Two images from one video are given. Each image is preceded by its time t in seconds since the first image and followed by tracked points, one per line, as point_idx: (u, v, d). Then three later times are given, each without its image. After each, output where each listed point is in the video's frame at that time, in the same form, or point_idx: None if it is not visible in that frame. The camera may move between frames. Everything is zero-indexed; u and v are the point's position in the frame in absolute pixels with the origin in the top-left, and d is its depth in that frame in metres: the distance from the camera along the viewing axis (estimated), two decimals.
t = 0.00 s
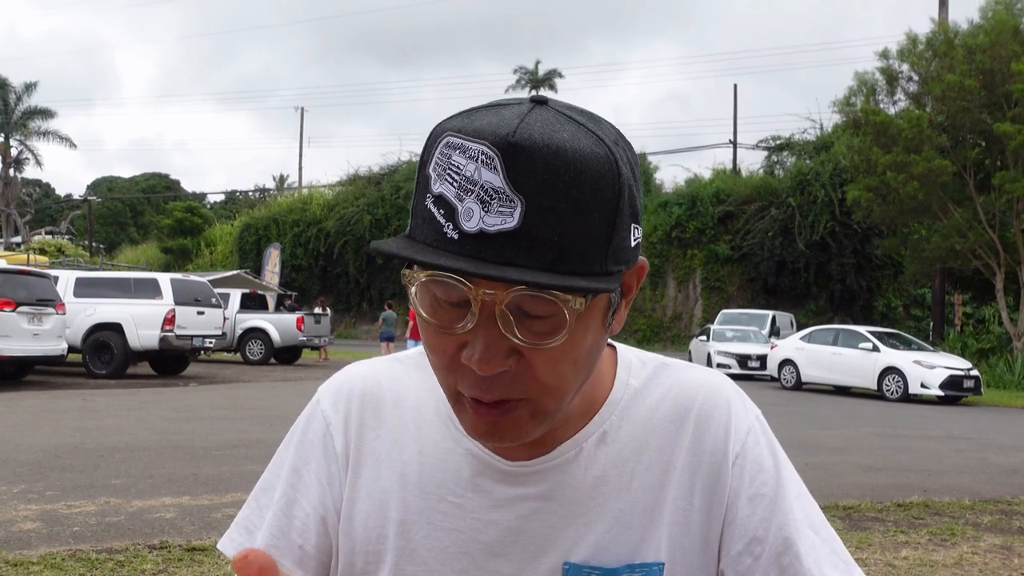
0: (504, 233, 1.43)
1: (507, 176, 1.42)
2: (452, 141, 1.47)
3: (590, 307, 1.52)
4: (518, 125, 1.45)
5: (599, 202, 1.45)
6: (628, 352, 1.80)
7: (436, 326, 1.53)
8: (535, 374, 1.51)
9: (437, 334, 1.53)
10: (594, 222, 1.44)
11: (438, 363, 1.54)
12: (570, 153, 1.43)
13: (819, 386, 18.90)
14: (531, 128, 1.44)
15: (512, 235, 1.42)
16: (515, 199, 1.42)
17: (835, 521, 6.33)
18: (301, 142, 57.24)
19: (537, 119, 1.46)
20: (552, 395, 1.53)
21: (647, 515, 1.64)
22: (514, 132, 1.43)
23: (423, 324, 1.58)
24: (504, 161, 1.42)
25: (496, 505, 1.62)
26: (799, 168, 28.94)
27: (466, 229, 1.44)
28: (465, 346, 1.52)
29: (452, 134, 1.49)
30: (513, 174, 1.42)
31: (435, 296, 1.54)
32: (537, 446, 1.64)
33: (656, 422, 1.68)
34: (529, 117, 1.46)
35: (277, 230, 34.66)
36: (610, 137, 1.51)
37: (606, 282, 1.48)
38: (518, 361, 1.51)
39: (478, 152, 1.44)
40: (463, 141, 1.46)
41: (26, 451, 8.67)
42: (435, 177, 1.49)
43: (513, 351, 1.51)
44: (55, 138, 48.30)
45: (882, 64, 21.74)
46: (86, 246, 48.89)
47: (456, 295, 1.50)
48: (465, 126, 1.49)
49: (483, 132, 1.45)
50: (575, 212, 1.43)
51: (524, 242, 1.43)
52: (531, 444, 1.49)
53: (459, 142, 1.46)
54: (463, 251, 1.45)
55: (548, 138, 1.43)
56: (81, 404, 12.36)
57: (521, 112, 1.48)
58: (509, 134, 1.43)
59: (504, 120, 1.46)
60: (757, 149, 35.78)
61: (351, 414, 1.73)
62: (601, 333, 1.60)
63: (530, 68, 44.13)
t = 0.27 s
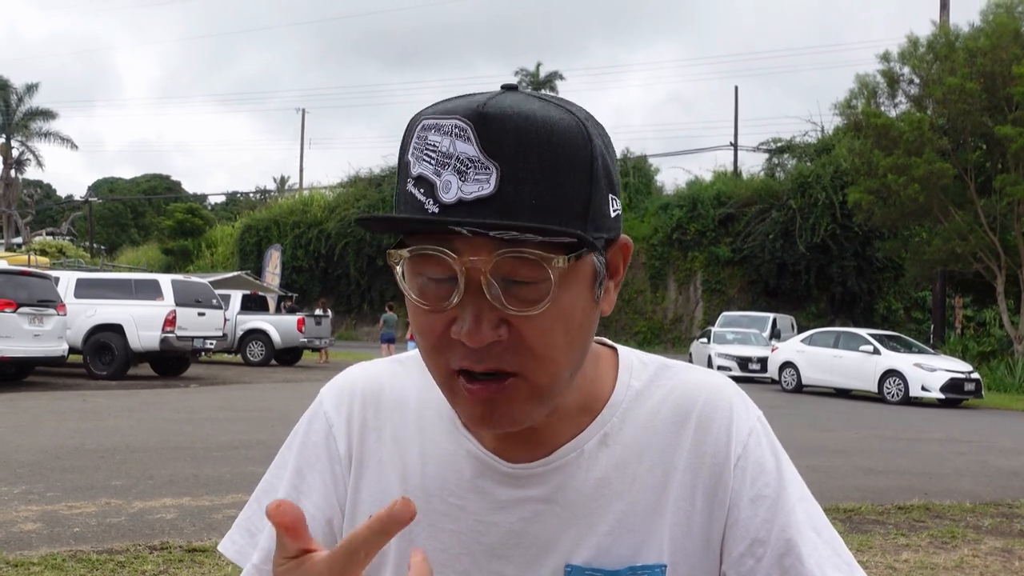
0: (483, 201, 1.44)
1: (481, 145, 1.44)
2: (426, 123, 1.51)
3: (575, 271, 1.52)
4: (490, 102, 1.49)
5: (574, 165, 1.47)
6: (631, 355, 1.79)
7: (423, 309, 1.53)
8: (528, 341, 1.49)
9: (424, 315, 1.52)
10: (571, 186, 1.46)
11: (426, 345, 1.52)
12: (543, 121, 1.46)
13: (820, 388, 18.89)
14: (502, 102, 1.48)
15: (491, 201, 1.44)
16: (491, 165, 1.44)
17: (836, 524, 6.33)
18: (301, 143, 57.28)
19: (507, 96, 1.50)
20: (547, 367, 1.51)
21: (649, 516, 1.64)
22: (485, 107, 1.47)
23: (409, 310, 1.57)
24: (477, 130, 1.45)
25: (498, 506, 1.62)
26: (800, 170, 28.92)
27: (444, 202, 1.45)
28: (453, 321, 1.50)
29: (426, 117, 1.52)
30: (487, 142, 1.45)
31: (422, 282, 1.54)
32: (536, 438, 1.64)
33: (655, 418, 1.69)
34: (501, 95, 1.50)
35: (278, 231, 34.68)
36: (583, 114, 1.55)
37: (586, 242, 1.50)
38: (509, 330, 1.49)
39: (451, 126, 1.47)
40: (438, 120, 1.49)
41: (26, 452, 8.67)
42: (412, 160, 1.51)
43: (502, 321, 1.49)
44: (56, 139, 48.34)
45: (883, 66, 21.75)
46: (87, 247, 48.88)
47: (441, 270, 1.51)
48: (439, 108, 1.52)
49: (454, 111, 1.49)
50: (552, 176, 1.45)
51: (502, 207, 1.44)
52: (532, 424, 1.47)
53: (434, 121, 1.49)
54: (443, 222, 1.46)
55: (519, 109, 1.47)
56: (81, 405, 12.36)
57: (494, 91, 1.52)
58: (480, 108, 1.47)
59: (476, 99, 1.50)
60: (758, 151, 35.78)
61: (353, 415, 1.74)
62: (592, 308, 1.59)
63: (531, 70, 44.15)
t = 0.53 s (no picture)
0: (460, 165, 1.55)
1: (451, 115, 1.56)
2: (398, 108, 1.63)
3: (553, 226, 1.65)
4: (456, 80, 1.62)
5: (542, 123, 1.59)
6: (631, 356, 1.81)
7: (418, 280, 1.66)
8: (520, 295, 1.61)
9: (421, 288, 1.65)
10: (542, 142, 1.59)
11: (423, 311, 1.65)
12: (507, 90, 1.59)
13: (821, 391, 18.88)
14: (467, 80, 1.61)
15: (467, 164, 1.55)
16: (463, 132, 1.55)
17: (837, 526, 6.33)
18: (304, 145, 57.33)
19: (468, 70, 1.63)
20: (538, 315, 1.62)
21: (648, 517, 1.64)
22: (451, 82, 1.60)
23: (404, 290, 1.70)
24: (447, 103, 1.57)
25: (499, 505, 1.63)
26: (801, 172, 28.89)
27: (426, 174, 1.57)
28: (448, 288, 1.63)
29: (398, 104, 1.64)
30: (459, 112, 1.56)
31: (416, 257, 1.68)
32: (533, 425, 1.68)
33: (651, 414, 1.70)
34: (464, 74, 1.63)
35: (279, 232, 34.72)
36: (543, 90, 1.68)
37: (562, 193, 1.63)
38: (501, 288, 1.61)
39: (421, 104, 1.59)
40: (409, 103, 1.62)
41: (28, 452, 8.68)
42: (389, 145, 1.62)
43: (495, 280, 1.62)
44: (58, 140, 48.40)
45: (885, 69, 21.76)
46: (88, 248, 48.91)
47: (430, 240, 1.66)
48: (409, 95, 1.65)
49: (424, 91, 1.61)
50: (522, 137, 1.57)
51: (482, 167, 1.56)
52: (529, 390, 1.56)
53: (406, 104, 1.62)
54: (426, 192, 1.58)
55: (482, 83, 1.59)
56: (83, 406, 12.37)
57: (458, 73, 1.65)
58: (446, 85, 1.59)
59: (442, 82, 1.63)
60: (760, 154, 35.77)
61: (354, 416, 1.77)
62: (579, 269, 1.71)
63: (533, 72, 44.19)
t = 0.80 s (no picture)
0: (438, 173, 1.57)
1: (427, 121, 1.57)
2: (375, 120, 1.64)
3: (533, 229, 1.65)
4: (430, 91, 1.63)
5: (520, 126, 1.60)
6: (627, 361, 1.81)
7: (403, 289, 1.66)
8: (500, 297, 1.61)
9: (406, 296, 1.66)
10: (519, 146, 1.60)
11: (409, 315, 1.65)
12: (481, 98, 1.60)
13: (823, 393, 18.87)
14: (441, 90, 1.62)
15: (444, 173, 1.56)
16: (439, 141, 1.56)
17: (837, 529, 6.33)
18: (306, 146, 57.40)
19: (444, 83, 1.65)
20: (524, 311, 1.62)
21: (646, 520, 1.64)
22: (426, 92, 1.61)
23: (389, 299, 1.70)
24: (423, 113, 1.58)
25: (497, 510, 1.64)
26: (803, 175, 28.90)
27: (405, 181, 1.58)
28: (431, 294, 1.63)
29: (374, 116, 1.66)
30: (434, 122, 1.57)
31: (399, 267, 1.68)
32: (526, 428, 1.69)
33: (646, 420, 1.70)
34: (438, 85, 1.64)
35: (282, 233, 34.77)
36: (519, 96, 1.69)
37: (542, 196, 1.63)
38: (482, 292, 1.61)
39: (398, 115, 1.60)
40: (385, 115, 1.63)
41: (30, 452, 8.68)
42: (369, 156, 1.64)
43: (475, 283, 1.62)
44: (60, 141, 48.49)
45: (887, 71, 21.79)
46: (90, 248, 48.99)
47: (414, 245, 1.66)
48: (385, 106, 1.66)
49: (398, 103, 1.62)
50: (497, 143, 1.58)
51: (460, 175, 1.57)
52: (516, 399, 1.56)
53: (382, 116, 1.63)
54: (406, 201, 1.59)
55: (456, 92, 1.60)
56: (85, 407, 12.38)
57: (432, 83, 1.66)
58: (420, 96, 1.61)
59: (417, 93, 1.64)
60: (762, 156, 35.79)
61: (353, 423, 1.79)
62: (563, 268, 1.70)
63: (535, 74, 44.25)
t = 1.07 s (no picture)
0: (437, 205, 1.53)
1: (426, 153, 1.53)
2: (376, 140, 1.60)
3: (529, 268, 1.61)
4: (432, 113, 1.58)
5: (522, 158, 1.55)
6: (628, 365, 1.81)
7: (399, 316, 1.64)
8: (494, 335, 1.58)
9: (402, 323, 1.63)
10: (520, 178, 1.54)
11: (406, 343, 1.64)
12: (482, 125, 1.55)
13: (825, 396, 18.84)
14: (442, 112, 1.57)
15: (443, 205, 1.53)
16: (438, 172, 1.52)
17: (839, 532, 6.32)
18: (308, 148, 57.44)
19: (445, 105, 1.60)
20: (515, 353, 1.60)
21: (646, 523, 1.64)
22: (426, 118, 1.56)
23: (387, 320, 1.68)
24: (422, 140, 1.54)
25: (498, 512, 1.64)
26: (806, 177, 28.86)
27: (404, 212, 1.55)
28: (427, 325, 1.61)
29: (376, 135, 1.62)
30: (434, 151, 1.53)
31: (397, 290, 1.65)
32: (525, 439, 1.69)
33: (645, 426, 1.70)
34: (440, 106, 1.59)
35: (284, 234, 34.78)
36: (524, 112, 1.63)
37: (541, 234, 1.58)
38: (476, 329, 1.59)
39: (398, 139, 1.56)
40: (385, 138, 1.59)
41: (32, 453, 8.68)
42: (369, 177, 1.61)
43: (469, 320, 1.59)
44: (63, 142, 48.53)
45: (890, 74, 21.76)
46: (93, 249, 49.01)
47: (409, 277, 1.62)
48: (386, 126, 1.62)
49: (399, 126, 1.58)
50: (497, 175, 1.53)
51: (458, 212, 1.53)
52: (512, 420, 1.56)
53: (382, 139, 1.59)
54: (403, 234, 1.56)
55: (457, 117, 1.56)
56: (87, 408, 12.38)
57: (436, 102, 1.61)
58: (420, 120, 1.56)
59: (418, 115, 1.59)
60: (764, 158, 35.78)
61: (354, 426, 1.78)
62: (558, 293, 1.67)
63: (537, 76, 44.26)
